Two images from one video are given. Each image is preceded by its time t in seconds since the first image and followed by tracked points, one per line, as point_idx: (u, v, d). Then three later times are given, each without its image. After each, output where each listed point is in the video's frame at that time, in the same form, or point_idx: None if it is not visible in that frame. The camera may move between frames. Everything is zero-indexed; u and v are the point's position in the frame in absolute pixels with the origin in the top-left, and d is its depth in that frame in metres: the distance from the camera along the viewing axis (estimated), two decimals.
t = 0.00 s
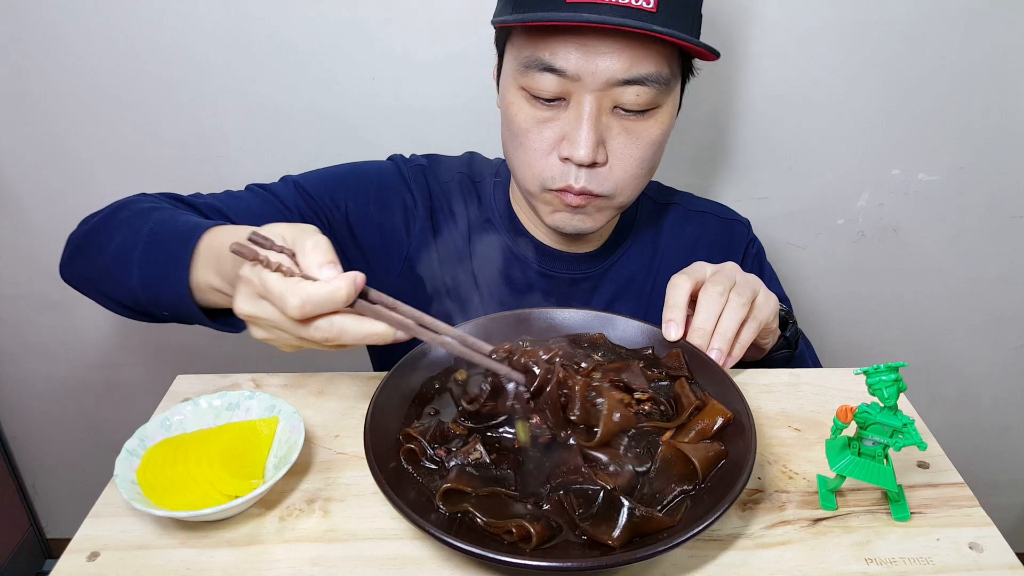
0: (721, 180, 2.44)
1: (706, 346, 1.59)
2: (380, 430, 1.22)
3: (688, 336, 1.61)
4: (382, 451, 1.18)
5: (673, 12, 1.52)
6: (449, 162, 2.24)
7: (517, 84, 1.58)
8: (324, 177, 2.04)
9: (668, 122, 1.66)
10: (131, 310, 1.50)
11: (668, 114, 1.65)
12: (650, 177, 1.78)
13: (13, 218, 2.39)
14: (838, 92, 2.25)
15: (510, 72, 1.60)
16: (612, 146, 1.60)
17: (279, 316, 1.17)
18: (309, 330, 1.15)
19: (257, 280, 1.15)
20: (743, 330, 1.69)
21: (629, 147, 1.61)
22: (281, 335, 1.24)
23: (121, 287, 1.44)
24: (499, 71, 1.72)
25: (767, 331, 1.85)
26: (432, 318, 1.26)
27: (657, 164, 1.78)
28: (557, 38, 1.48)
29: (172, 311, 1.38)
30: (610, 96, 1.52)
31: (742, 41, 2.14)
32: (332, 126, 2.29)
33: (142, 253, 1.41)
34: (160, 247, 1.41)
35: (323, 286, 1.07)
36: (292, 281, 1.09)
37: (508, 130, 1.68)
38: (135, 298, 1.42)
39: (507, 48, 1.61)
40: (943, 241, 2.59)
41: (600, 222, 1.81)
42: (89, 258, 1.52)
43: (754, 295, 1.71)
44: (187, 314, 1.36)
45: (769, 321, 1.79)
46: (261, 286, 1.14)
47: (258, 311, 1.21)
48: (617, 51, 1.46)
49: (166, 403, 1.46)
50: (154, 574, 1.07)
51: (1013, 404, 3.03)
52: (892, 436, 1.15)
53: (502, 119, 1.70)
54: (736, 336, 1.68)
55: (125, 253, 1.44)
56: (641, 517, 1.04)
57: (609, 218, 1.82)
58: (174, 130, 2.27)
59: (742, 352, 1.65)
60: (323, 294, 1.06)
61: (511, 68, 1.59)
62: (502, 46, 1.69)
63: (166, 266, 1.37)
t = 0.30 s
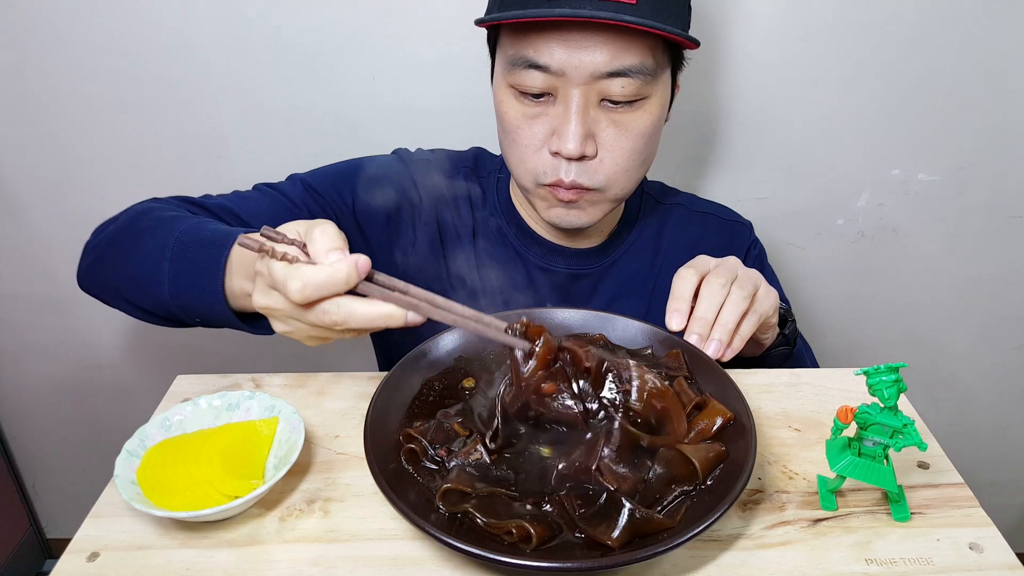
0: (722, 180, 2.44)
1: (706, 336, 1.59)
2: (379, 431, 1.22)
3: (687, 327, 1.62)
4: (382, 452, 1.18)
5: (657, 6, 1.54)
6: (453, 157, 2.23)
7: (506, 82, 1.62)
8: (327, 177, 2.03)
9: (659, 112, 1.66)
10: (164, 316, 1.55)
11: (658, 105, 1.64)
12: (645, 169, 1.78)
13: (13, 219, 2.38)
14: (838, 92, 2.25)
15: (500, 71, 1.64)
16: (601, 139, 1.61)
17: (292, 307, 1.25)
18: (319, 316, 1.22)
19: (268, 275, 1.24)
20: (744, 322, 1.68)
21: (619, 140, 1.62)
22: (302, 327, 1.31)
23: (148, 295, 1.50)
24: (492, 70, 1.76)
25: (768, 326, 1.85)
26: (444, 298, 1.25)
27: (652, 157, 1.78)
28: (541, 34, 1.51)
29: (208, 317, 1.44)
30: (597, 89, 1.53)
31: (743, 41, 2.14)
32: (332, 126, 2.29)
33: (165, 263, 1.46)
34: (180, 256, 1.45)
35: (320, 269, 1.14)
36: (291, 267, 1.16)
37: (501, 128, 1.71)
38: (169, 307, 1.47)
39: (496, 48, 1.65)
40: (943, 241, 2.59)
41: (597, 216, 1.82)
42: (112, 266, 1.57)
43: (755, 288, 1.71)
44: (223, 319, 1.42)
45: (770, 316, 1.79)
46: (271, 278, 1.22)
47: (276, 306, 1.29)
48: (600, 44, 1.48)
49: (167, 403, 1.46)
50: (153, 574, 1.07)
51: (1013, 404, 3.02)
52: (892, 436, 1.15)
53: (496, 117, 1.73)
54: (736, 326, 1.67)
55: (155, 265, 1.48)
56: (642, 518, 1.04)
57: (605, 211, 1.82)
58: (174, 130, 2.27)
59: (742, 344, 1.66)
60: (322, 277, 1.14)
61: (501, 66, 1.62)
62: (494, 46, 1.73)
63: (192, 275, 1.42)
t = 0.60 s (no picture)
0: (722, 180, 2.44)
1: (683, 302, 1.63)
2: (380, 431, 1.23)
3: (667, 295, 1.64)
4: (382, 452, 1.18)
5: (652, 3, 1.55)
6: (452, 157, 2.23)
7: (505, 82, 1.62)
8: (328, 180, 2.03)
9: (657, 110, 1.66)
10: (172, 327, 1.57)
11: (656, 102, 1.64)
12: (643, 167, 1.78)
13: (13, 219, 2.38)
14: (838, 93, 2.25)
15: (499, 70, 1.64)
16: (599, 137, 1.61)
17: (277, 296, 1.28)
18: (301, 302, 1.25)
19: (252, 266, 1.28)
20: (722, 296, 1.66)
21: (617, 137, 1.62)
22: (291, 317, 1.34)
23: (157, 308, 1.51)
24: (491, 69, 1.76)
25: (753, 312, 1.83)
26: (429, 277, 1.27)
27: (650, 154, 1.77)
28: (538, 33, 1.51)
29: (215, 322, 1.46)
30: (594, 87, 1.54)
31: (743, 40, 2.14)
32: (332, 127, 2.29)
33: (169, 272, 1.47)
34: (182, 264, 1.46)
35: (295, 253, 1.18)
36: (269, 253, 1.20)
37: (500, 126, 1.72)
38: (178, 316, 1.49)
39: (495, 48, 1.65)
40: (943, 241, 2.59)
41: (596, 214, 1.82)
42: (118, 284, 1.59)
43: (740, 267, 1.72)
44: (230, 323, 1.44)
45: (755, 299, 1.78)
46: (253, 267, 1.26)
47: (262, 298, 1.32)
48: (596, 41, 1.48)
49: (166, 403, 1.46)
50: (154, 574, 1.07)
51: (1013, 404, 3.02)
52: (892, 436, 1.15)
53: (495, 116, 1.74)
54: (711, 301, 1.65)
55: (157, 277, 1.49)
56: (641, 518, 1.04)
57: (604, 209, 1.82)
58: (173, 131, 2.27)
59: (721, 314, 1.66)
60: (297, 260, 1.17)
61: (499, 66, 1.63)
62: (492, 46, 1.73)
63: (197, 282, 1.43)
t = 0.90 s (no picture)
0: (722, 180, 2.44)
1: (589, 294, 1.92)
2: (379, 432, 1.23)
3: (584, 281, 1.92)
4: (381, 452, 1.18)
5: None
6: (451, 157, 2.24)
7: (502, 82, 1.62)
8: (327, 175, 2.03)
9: (654, 108, 1.66)
10: (169, 318, 1.57)
11: (652, 100, 1.64)
12: (641, 165, 1.78)
13: (13, 219, 2.38)
14: (838, 93, 2.25)
15: (495, 70, 1.64)
16: (596, 135, 1.61)
17: (260, 266, 1.27)
18: (284, 269, 1.24)
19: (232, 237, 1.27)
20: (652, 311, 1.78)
21: (614, 136, 1.62)
22: (276, 289, 1.34)
23: (153, 298, 1.52)
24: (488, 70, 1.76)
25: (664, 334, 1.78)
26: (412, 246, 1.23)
27: (648, 152, 1.77)
28: (534, 32, 1.51)
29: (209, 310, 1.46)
30: (590, 85, 1.54)
31: (742, 40, 2.14)
32: (332, 127, 2.29)
33: (163, 260, 1.49)
34: (175, 251, 1.48)
35: (277, 218, 1.18)
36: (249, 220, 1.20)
37: (497, 126, 1.72)
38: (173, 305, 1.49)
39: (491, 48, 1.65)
40: (942, 241, 2.59)
41: (594, 213, 1.82)
42: (113, 279, 1.59)
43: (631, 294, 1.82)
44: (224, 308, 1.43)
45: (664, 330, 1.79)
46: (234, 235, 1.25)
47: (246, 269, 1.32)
48: (592, 40, 1.48)
49: (166, 403, 1.46)
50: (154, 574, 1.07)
51: (1013, 404, 3.02)
52: (891, 436, 1.15)
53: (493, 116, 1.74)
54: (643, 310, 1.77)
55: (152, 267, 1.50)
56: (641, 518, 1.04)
57: (602, 208, 1.82)
58: (173, 131, 2.27)
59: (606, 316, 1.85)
60: (281, 225, 1.18)
61: (496, 66, 1.63)
62: (489, 46, 1.73)
63: (188, 267, 1.43)
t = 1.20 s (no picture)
0: (722, 180, 2.43)
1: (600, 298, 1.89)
2: (379, 432, 1.22)
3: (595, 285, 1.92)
4: (381, 452, 1.18)
5: None
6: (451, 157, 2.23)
7: (504, 81, 1.62)
8: (330, 170, 2.03)
9: (656, 108, 1.66)
10: (162, 303, 1.57)
11: (655, 100, 1.65)
12: (643, 164, 1.78)
13: (13, 219, 2.38)
14: (838, 93, 2.25)
15: (497, 69, 1.64)
16: (599, 135, 1.61)
17: (267, 233, 1.26)
18: (289, 240, 1.23)
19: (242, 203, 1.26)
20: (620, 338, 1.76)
21: (617, 135, 1.62)
22: (280, 261, 1.32)
23: (146, 282, 1.52)
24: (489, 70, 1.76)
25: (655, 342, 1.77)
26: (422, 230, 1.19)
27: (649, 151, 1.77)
28: (537, 31, 1.50)
29: (205, 293, 1.46)
30: (593, 85, 1.54)
31: (743, 40, 2.14)
32: (331, 127, 2.28)
33: (163, 241, 1.49)
34: (176, 231, 1.49)
35: (291, 185, 1.18)
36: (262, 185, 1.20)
37: (499, 126, 1.71)
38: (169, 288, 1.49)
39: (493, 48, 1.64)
40: (943, 242, 2.59)
41: (596, 213, 1.82)
42: (107, 263, 1.59)
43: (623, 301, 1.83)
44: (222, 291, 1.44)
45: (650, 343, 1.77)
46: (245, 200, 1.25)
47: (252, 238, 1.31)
48: (595, 39, 1.48)
49: (166, 403, 1.46)
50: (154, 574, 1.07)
51: (1013, 404, 3.02)
52: (892, 436, 1.15)
53: (495, 115, 1.73)
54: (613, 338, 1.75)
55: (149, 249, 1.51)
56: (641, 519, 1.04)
57: (604, 207, 1.82)
58: (173, 131, 2.27)
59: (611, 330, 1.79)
60: (294, 192, 1.18)
61: (497, 66, 1.63)
62: (489, 45, 1.72)
63: (189, 250, 1.44)
